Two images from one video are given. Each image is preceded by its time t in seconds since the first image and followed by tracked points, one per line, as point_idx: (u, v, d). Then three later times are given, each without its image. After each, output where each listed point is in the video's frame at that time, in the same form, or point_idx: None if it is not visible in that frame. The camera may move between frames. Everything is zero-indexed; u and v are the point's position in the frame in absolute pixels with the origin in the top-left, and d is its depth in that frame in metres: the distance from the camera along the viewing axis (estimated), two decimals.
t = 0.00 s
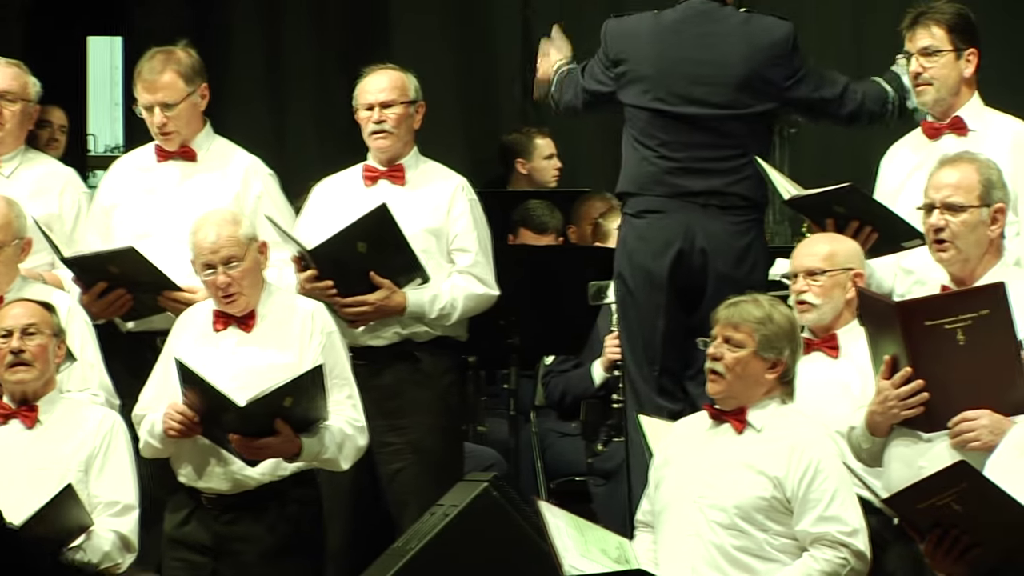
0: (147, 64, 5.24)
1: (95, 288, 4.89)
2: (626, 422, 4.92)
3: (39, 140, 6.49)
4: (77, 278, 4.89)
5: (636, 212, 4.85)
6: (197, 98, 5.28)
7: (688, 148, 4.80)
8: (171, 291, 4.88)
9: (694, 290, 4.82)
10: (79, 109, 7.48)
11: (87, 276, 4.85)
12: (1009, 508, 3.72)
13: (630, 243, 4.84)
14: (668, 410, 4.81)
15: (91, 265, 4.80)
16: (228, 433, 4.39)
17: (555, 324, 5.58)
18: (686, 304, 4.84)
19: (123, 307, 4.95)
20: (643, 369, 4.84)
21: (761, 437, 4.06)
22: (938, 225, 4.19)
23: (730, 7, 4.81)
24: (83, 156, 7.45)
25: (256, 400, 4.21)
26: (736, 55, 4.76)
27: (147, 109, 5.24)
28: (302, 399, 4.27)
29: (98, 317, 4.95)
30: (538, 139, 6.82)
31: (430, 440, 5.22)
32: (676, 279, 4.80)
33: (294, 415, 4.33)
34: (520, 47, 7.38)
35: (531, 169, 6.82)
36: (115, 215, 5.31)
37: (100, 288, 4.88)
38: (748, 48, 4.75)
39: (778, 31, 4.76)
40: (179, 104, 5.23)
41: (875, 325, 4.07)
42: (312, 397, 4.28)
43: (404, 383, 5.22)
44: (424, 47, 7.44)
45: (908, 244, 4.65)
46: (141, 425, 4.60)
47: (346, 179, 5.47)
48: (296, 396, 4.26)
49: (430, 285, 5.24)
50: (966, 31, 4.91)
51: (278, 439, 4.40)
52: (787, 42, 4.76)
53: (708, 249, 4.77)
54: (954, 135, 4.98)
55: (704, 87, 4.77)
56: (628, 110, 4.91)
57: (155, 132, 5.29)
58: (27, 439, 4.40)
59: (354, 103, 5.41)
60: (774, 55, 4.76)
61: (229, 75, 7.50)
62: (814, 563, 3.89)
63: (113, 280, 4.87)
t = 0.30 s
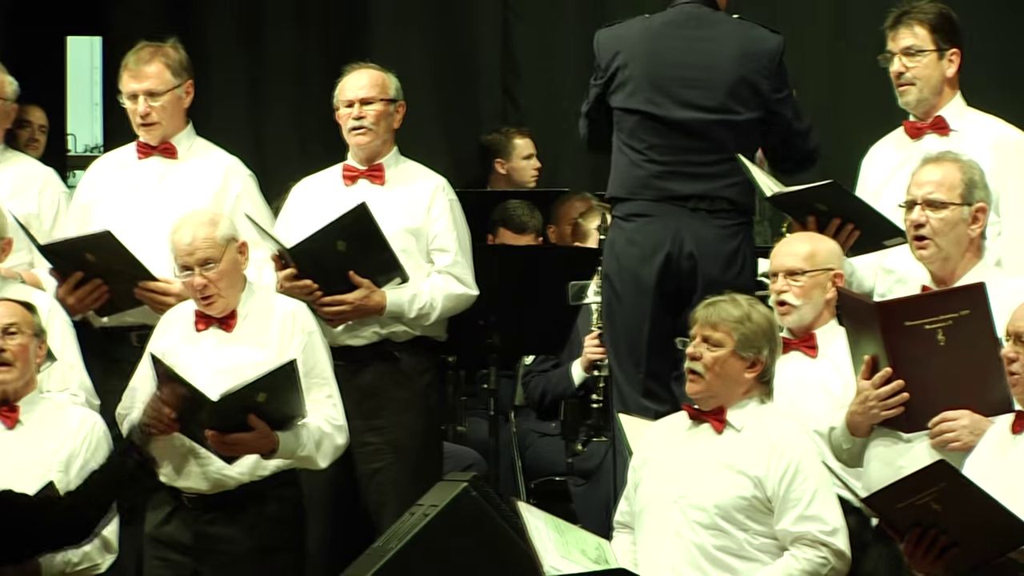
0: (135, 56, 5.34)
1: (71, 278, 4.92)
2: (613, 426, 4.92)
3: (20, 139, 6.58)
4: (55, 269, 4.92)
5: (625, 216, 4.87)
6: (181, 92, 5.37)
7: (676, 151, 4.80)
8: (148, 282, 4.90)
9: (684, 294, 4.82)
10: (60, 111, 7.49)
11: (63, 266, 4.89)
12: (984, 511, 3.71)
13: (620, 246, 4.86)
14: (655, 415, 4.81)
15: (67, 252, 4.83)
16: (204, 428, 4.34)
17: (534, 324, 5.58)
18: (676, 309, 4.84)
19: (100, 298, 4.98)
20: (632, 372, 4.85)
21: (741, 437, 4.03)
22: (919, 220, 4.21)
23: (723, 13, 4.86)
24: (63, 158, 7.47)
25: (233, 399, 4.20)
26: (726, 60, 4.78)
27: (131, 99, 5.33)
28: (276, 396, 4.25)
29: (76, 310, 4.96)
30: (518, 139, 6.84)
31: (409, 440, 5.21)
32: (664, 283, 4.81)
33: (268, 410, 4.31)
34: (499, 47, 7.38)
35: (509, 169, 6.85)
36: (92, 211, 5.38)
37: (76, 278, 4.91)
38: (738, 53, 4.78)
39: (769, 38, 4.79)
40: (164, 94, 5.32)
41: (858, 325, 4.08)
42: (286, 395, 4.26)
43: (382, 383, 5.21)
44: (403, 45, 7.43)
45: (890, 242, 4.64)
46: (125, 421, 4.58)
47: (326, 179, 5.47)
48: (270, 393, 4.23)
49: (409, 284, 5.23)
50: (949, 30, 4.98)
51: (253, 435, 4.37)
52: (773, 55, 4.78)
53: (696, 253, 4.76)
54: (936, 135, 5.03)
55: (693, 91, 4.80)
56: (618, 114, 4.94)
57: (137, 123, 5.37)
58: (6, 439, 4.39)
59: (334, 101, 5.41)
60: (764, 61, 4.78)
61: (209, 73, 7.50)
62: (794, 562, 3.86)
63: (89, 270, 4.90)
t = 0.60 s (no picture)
0: (119, 54, 5.42)
1: (51, 272, 5.00)
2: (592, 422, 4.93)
3: None
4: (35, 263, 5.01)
5: (609, 212, 4.86)
6: (163, 91, 5.44)
7: (663, 148, 4.80)
8: (126, 276, 4.98)
9: (665, 292, 4.83)
10: (39, 109, 7.29)
11: (44, 258, 4.98)
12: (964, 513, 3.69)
13: (603, 241, 4.85)
14: (634, 411, 4.82)
15: (46, 243, 4.93)
16: (175, 428, 4.36)
17: (513, 324, 5.59)
18: (657, 306, 4.84)
19: (78, 293, 5.05)
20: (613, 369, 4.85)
21: (719, 434, 4.03)
22: (901, 220, 4.23)
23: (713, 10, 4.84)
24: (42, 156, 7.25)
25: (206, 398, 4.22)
26: (715, 58, 4.78)
27: (113, 94, 5.40)
28: (246, 396, 4.26)
29: (55, 305, 5.04)
30: (496, 140, 6.87)
31: (389, 440, 5.21)
32: (648, 279, 4.81)
33: (240, 410, 4.32)
34: (479, 46, 7.39)
35: (488, 170, 6.88)
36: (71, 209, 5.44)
37: (55, 271, 5.00)
38: (728, 51, 4.77)
39: (759, 36, 4.79)
40: (146, 91, 5.39)
41: (835, 325, 4.09)
42: (258, 394, 4.27)
43: (362, 382, 5.20)
44: (384, 45, 7.42)
45: (870, 243, 4.66)
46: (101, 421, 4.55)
47: (306, 179, 5.45)
48: (240, 392, 4.24)
49: (389, 285, 5.22)
50: (928, 31, 4.99)
51: (224, 435, 4.38)
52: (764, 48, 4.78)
53: (680, 249, 4.77)
54: (915, 135, 5.06)
55: (681, 89, 4.79)
56: (606, 108, 4.93)
57: (119, 119, 5.44)
58: None
59: (313, 101, 5.40)
60: (752, 60, 4.78)
61: (189, 73, 7.51)
62: (771, 560, 3.86)
63: (68, 262, 4.98)
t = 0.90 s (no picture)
0: (99, 53, 5.44)
1: (32, 267, 5.03)
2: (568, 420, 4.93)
3: None
4: (16, 259, 5.04)
5: (591, 208, 4.86)
6: (144, 90, 5.45)
7: (648, 144, 4.81)
8: (107, 271, 5.01)
9: (644, 290, 4.84)
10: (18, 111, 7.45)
11: (25, 253, 5.01)
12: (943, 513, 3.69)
13: (584, 238, 4.84)
14: (611, 409, 4.83)
15: (30, 239, 4.97)
16: (147, 428, 4.37)
17: (492, 323, 5.59)
18: (636, 304, 4.84)
19: (58, 290, 5.06)
20: (591, 367, 4.84)
21: (696, 434, 4.03)
22: (879, 220, 4.23)
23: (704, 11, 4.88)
24: (21, 156, 7.42)
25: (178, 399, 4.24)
26: (705, 57, 4.80)
27: (93, 93, 5.41)
28: (219, 396, 4.29)
29: (35, 301, 5.05)
30: (474, 140, 6.89)
31: (369, 440, 5.20)
32: (628, 276, 4.81)
33: (212, 410, 4.33)
34: (459, 45, 7.39)
35: (467, 170, 6.90)
36: (50, 207, 5.45)
37: (37, 266, 5.02)
38: (717, 51, 4.80)
39: (750, 38, 4.82)
40: (127, 89, 5.40)
41: (812, 325, 4.10)
42: (230, 395, 4.29)
43: (342, 382, 5.20)
44: (362, 45, 7.43)
45: (850, 244, 4.68)
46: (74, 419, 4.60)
47: (286, 179, 5.44)
48: (213, 392, 4.27)
49: (370, 285, 5.22)
50: (909, 31, 5.01)
51: (196, 435, 4.38)
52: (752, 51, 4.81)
53: (661, 246, 4.78)
54: (897, 135, 5.06)
55: (669, 86, 4.81)
56: (592, 103, 4.95)
57: (99, 118, 5.44)
58: None
59: (293, 102, 5.40)
60: (741, 61, 4.81)
61: (168, 71, 7.50)
62: (749, 561, 3.87)
63: (51, 256, 5.01)
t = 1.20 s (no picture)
0: (81, 53, 5.47)
1: (11, 267, 5.02)
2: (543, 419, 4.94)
3: None
4: None
5: (567, 207, 4.86)
6: (124, 90, 5.49)
7: (627, 144, 4.83)
8: (87, 272, 5.01)
9: (620, 290, 4.85)
10: None
11: (4, 252, 5.01)
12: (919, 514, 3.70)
13: (561, 236, 4.84)
14: (584, 407, 4.85)
15: (10, 239, 4.97)
16: (119, 420, 4.44)
17: (471, 323, 5.60)
18: (611, 303, 4.86)
19: (38, 289, 5.07)
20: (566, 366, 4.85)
21: (667, 434, 4.05)
22: (855, 219, 4.24)
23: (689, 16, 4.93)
24: None
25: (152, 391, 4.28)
26: (687, 59, 4.84)
27: (74, 91, 5.43)
28: (192, 390, 4.33)
29: (13, 300, 5.05)
30: (450, 141, 6.92)
31: (346, 440, 5.21)
32: (604, 275, 4.82)
33: (185, 404, 4.39)
34: (437, 44, 7.40)
35: (443, 171, 6.93)
36: (28, 207, 5.44)
37: (16, 266, 5.02)
38: (701, 55, 4.85)
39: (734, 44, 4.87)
40: (108, 88, 5.43)
41: (787, 324, 4.10)
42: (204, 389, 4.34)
43: (320, 382, 5.20)
44: (341, 45, 7.43)
45: (829, 243, 4.69)
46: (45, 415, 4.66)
47: (264, 179, 5.44)
48: (186, 385, 4.31)
49: (348, 284, 5.20)
50: (888, 31, 5.04)
51: (168, 428, 4.44)
52: (738, 63, 4.88)
53: (638, 245, 4.79)
54: (875, 135, 5.09)
55: (652, 86, 4.83)
56: (572, 100, 4.95)
57: (79, 117, 5.46)
58: None
59: (271, 102, 5.40)
60: (724, 66, 4.86)
61: (147, 70, 7.48)
62: (720, 559, 3.88)
63: (30, 256, 5.00)
